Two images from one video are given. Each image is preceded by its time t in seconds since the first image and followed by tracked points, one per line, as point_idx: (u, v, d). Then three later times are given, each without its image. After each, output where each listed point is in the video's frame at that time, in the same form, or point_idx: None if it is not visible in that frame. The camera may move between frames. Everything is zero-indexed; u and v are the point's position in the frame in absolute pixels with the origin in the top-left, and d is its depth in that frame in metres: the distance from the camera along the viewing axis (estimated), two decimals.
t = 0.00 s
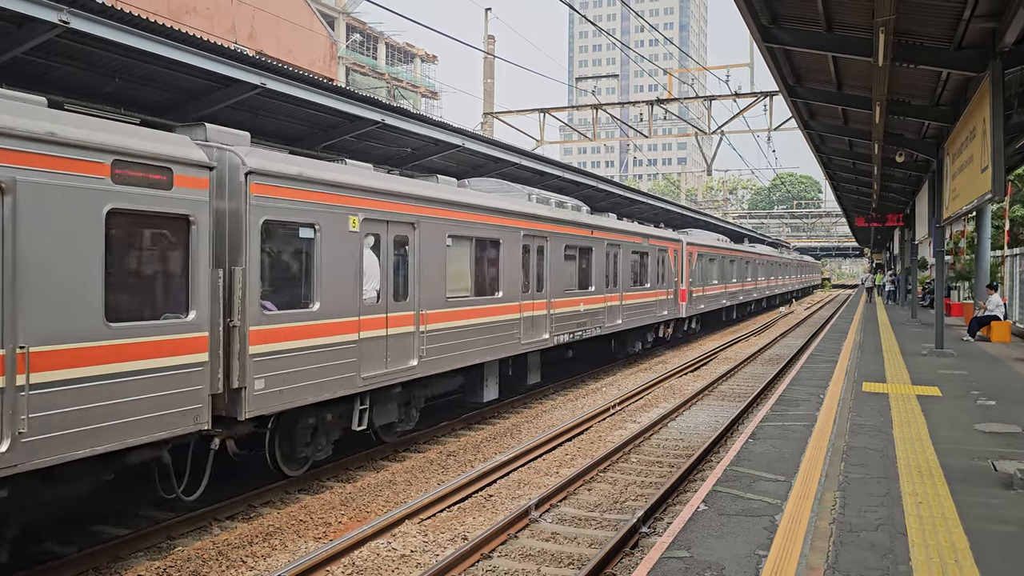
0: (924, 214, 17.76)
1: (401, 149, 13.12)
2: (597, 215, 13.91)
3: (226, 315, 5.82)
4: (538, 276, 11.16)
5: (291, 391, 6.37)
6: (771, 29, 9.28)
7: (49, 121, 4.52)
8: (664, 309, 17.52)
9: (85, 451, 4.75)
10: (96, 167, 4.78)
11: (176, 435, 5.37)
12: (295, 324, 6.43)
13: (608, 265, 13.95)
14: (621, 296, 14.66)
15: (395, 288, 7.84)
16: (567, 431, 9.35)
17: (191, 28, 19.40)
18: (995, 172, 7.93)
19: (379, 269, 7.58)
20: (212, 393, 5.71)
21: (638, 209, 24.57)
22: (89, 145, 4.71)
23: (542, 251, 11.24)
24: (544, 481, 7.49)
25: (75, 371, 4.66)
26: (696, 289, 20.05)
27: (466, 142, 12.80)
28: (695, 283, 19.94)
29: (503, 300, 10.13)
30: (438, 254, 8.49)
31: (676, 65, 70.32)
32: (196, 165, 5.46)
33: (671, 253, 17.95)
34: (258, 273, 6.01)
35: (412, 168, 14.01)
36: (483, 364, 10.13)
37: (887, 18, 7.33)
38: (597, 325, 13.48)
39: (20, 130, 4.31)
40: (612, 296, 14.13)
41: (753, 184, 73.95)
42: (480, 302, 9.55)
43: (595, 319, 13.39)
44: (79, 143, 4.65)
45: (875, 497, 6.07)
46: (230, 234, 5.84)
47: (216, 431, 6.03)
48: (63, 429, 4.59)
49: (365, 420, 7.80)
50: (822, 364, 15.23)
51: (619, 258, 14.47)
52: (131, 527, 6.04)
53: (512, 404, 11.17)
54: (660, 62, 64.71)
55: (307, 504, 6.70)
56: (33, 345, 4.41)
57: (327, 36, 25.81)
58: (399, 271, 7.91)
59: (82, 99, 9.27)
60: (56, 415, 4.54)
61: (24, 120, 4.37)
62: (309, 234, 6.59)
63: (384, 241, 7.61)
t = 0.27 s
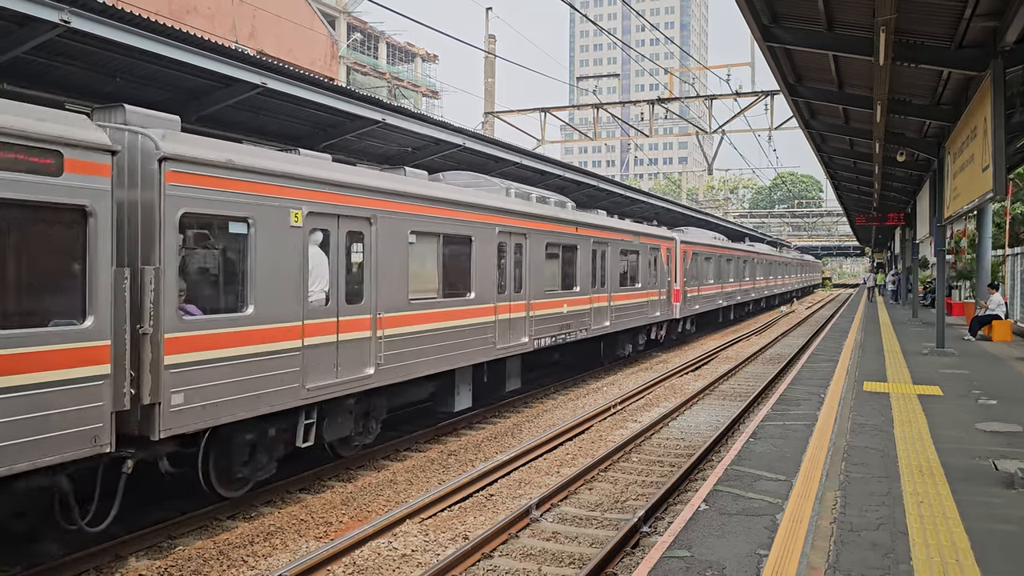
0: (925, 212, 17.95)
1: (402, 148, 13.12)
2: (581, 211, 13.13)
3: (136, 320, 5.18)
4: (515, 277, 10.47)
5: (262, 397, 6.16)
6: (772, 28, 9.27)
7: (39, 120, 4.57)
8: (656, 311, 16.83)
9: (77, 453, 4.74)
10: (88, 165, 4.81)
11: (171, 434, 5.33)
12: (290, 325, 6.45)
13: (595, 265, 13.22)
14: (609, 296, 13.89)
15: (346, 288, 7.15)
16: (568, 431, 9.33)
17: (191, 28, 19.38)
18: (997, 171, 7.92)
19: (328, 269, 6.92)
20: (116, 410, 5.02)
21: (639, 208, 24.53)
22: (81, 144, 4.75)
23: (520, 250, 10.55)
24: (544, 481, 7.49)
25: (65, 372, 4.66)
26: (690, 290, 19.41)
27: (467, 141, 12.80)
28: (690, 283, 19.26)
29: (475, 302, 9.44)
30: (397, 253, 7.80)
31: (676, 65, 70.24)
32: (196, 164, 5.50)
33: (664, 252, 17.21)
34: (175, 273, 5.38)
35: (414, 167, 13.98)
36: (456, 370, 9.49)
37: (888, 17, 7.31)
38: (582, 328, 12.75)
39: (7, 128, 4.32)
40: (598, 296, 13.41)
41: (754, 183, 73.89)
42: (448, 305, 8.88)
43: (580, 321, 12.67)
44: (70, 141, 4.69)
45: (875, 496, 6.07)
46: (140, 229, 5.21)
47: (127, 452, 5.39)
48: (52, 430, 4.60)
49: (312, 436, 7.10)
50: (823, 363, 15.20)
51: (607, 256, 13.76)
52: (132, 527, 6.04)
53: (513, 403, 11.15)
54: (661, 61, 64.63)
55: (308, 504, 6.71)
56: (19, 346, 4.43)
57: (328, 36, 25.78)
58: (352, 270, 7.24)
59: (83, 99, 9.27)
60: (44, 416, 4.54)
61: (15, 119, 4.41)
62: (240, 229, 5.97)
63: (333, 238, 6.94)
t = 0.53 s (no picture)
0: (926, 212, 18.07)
1: (403, 148, 13.12)
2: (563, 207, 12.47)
3: (21, 327, 4.55)
4: (489, 277, 9.85)
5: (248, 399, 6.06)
6: (773, 28, 9.26)
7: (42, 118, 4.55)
8: (647, 312, 16.22)
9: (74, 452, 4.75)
10: (91, 164, 4.82)
11: (164, 436, 5.37)
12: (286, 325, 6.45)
13: (579, 265, 12.61)
14: (593, 297, 13.23)
15: (289, 289, 6.52)
16: (568, 431, 9.31)
17: (192, 28, 19.38)
18: (998, 170, 7.90)
19: (268, 267, 6.29)
20: None
21: (640, 208, 24.49)
22: (84, 143, 4.75)
23: (495, 248, 9.94)
24: (545, 481, 7.48)
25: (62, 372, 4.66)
26: (684, 289, 18.80)
27: (467, 141, 12.80)
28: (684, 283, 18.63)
29: (443, 304, 8.81)
30: (350, 251, 7.18)
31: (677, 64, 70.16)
32: (197, 163, 5.55)
33: (654, 251, 16.57)
34: (73, 271, 4.76)
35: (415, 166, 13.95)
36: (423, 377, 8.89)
37: (889, 16, 7.30)
38: (563, 332, 12.10)
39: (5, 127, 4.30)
40: (583, 297, 12.79)
41: (755, 183, 73.81)
42: (414, 307, 8.27)
43: (562, 324, 12.05)
44: (71, 140, 4.68)
45: (877, 495, 6.07)
46: (29, 219, 4.58)
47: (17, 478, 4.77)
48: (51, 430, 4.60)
49: (250, 452, 6.43)
50: (824, 363, 15.17)
51: (592, 255, 13.15)
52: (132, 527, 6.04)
53: (514, 403, 11.14)
54: (661, 60, 64.56)
55: (310, 503, 6.71)
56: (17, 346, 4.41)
57: (329, 35, 25.76)
58: (298, 269, 6.62)
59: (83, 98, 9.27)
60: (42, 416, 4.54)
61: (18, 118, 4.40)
62: (156, 223, 5.34)
63: (273, 234, 6.31)
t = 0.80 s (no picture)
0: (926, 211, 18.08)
1: (403, 148, 13.13)
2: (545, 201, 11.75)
3: None
4: (462, 278, 9.14)
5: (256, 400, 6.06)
6: (773, 27, 9.26)
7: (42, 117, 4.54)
8: (638, 314, 15.60)
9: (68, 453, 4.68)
10: (92, 163, 4.80)
11: (165, 435, 5.29)
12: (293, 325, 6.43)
13: (564, 264, 11.94)
14: (578, 298, 12.53)
15: (222, 292, 5.80)
16: (569, 431, 9.30)
17: (193, 28, 19.39)
18: (998, 170, 7.90)
19: (195, 267, 5.57)
20: None
21: (640, 208, 24.48)
22: (85, 142, 4.74)
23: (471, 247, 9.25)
24: (546, 481, 7.47)
25: (56, 372, 4.59)
26: (678, 290, 18.27)
27: (468, 141, 12.79)
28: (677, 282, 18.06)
29: (410, 307, 8.10)
30: (296, 250, 6.46)
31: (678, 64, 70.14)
32: (200, 162, 5.52)
33: (646, 250, 15.91)
34: None
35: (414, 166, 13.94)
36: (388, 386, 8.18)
37: (890, 15, 7.29)
38: (546, 336, 11.39)
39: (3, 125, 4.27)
40: (567, 297, 12.10)
41: (756, 182, 73.80)
42: (378, 310, 7.58)
43: (545, 327, 11.38)
44: (70, 138, 4.66)
45: (878, 495, 6.06)
46: None
47: None
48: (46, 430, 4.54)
49: (173, 475, 5.70)
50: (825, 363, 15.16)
51: (577, 254, 12.48)
52: (133, 527, 6.04)
53: (514, 403, 11.13)
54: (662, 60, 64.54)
55: (310, 503, 6.71)
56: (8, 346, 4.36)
57: (329, 35, 25.76)
58: (232, 269, 5.91)
59: (83, 98, 9.27)
60: (36, 416, 4.47)
61: (18, 117, 4.39)
62: (51, 216, 4.64)
63: (200, 230, 5.59)
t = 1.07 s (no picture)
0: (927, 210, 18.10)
1: (403, 148, 13.14)
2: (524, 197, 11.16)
3: None
4: (431, 279, 8.51)
5: (261, 395, 6.12)
6: (774, 27, 9.25)
7: (40, 117, 4.53)
8: (627, 316, 15.02)
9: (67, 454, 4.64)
10: (93, 164, 4.80)
11: (165, 435, 5.27)
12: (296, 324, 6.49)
13: (545, 264, 11.34)
14: (560, 300, 11.94)
15: (138, 297, 5.15)
16: (569, 431, 9.29)
17: (193, 28, 19.38)
18: (998, 169, 7.90)
19: (104, 266, 4.94)
20: None
21: (641, 207, 24.47)
22: (86, 142, 4.75)
23: (441, 244, 8.62)
24: (546, 481, 7.47)
25: (52, 372, 4.57)
26: (671, 291, 17.73)
27: (468, 141, 12.79)
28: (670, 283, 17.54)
29: (370, 310, 7.45)
30: (232, 248, 5.83)
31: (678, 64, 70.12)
32: (201, 162, 5.52)
33: (635, 250, 15.31)
34: None
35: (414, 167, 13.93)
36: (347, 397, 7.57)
37: (890, 15, 7.29)
38: (525, 340, 10.77)
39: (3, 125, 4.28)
40: (549, 300, 11.50)
41: (756, 182, 73.78)
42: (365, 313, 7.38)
43: (524, 331, 10.76)
44: (69, 138, 4.66)
45: (878, 495, 6.06)
46: None
47: None
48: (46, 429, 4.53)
49: (79, 504, 5.01)
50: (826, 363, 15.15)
51: (560, 253, 11.89)
52: (134, 526, 6.04)
53: (515, 403, 11.12)
54: (662, 60, 64.51)
55: (310, 503, 6.71)
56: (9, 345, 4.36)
57: (329, 35, 25.75)
58: (154, 269, 5.27)
59: (84, 98, 9.28)
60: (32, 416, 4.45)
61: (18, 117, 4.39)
62: None
63: (112, 225, 4.96)
